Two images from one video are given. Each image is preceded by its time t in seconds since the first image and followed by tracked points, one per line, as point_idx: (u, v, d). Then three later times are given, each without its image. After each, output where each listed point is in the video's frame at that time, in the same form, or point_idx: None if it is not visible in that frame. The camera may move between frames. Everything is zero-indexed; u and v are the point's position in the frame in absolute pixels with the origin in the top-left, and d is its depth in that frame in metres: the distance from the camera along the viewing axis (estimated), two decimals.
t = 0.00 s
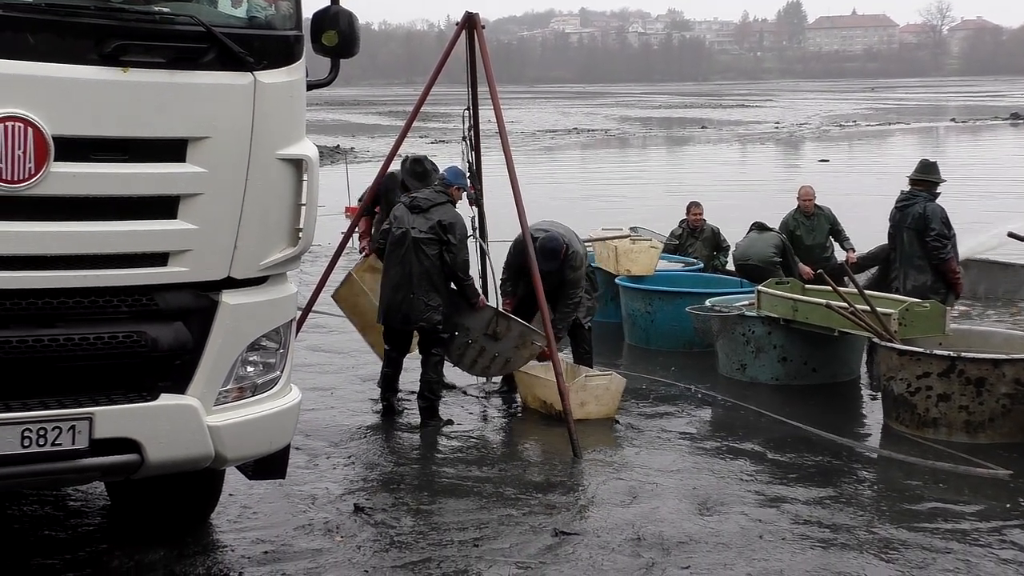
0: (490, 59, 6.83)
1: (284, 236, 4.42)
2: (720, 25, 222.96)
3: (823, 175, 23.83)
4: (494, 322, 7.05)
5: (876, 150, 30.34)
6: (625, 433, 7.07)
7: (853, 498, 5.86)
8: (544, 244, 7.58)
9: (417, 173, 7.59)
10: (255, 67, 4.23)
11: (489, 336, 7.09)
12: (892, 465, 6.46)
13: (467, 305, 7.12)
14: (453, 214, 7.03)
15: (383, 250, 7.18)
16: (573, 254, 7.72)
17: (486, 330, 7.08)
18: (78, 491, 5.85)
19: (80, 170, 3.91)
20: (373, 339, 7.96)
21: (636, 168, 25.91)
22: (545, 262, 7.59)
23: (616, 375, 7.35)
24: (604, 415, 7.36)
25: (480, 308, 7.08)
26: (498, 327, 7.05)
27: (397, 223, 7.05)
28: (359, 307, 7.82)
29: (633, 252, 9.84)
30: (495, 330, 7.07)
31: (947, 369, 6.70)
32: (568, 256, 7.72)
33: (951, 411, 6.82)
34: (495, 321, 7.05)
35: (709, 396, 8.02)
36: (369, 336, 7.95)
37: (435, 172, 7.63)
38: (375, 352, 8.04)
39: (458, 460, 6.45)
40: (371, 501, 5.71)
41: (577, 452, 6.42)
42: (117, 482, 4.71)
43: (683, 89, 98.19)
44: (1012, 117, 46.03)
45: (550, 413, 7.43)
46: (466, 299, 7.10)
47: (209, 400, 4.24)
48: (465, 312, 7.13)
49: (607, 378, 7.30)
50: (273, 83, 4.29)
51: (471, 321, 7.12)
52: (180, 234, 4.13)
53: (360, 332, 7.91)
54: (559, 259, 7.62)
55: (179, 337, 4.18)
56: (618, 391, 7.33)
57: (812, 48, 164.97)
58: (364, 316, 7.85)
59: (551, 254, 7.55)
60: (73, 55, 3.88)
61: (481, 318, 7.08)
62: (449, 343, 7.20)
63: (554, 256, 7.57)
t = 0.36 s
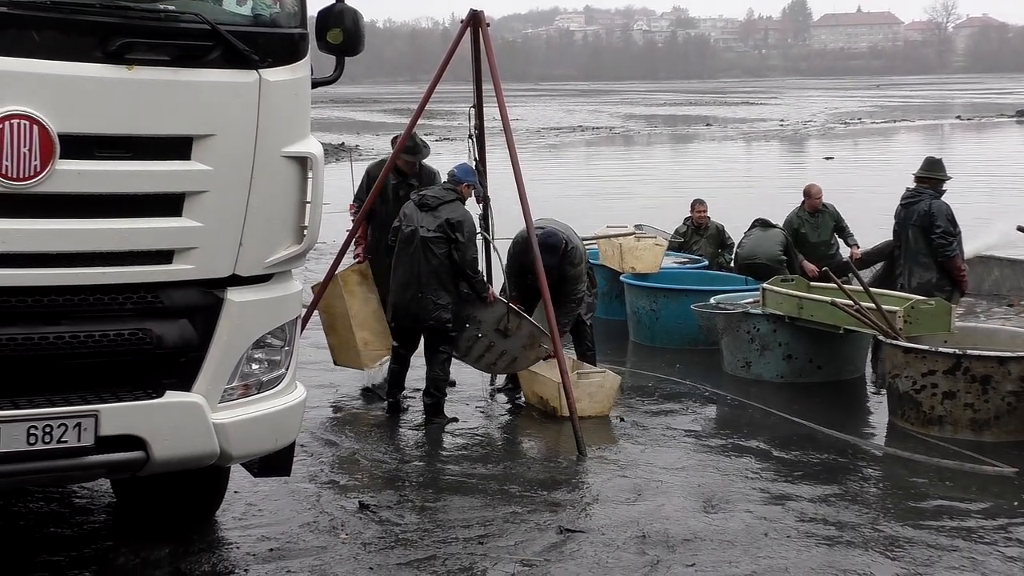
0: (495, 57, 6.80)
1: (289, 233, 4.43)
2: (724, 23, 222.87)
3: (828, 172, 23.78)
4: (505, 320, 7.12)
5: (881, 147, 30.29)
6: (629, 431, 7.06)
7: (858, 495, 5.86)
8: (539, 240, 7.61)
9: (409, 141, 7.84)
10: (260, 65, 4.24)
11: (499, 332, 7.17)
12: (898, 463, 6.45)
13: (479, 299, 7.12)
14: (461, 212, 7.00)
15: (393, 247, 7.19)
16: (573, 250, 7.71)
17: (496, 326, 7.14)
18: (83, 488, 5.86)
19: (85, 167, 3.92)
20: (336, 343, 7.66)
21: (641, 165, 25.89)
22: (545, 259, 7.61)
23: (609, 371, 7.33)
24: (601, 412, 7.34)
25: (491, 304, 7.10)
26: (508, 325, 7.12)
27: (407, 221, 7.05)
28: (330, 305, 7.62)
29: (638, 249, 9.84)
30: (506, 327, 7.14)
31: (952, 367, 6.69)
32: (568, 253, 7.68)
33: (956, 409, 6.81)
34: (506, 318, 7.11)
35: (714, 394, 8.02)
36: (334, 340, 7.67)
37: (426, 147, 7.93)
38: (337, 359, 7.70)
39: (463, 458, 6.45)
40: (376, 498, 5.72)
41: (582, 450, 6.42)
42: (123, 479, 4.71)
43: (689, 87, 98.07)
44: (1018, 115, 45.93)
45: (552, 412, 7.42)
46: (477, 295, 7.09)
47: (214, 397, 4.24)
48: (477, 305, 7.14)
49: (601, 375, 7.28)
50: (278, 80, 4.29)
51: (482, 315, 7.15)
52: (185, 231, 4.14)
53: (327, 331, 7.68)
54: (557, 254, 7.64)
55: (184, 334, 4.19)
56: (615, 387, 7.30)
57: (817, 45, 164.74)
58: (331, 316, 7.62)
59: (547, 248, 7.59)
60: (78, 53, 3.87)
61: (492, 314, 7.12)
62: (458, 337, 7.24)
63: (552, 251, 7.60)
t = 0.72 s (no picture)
0: (499, 56, 6.80)
1: (294, 233, 4.44)
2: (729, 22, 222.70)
3: (832, 171, 23.75)
4: (514, 319, 7.07)
5: (885, 147, 30.24)
6: (633, 430, 7.06)
7: (862, 495, 5.85)
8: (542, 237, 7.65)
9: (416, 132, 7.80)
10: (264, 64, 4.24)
11: (507, 330, 7.12)
12: (902, 462, 6.45)
13: (489, 296, 7.08)
14: (468, 212, 6.98)
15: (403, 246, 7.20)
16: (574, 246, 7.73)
17: (504, 324, 7.10)
18: (87, 487, 5.87)
19: (90, 167, 3.92)
20: (332, 338, 7.85)
21: (644, 164, 25.88)
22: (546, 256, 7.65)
23: (611, 371, 7.33)
24: (604, 412, 7.34)
25: (503, 302, 7.05)
26: (516, 324, 7.08)
27: (416, 219, 7.07)
28: (330, 304, 7.76)
29: (642, 248, 9.81)
30: (514, 326, 7.10)
31: (956, 367, 6.69)
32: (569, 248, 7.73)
33: (961, 408, 6.80)
34: (516, 317, 7.06)
35: (719, 394, 8.01)
36: (330, 335, 7.86)
37: (433, 134, 7.88)
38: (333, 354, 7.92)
39: (466, 457, 6.45)
40: (380, 497, 5.72)
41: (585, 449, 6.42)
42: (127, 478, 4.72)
43: (692, 86, 98.01)
44: (1022, 115, 45.86)
45: (555, 413, 7.42)
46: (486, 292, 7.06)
47: (218, 396, 4.25)
48: (488, 301, 7.09)
49: (604, 374, 7.27)
50: (283, 80, 4.29)
51: (492, 311, 7.10)
52: (190, 230, 4.14)
53: (323, 327, 7.84)
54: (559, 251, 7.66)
55: (188, 333, 4.19)
56: (617, 386, 7.30)
57: (821, 44, 164.58)
58: (331, 313, 7.78)
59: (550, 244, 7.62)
60: (83, 52, 3.88)
61: (502, 312, 7.07)
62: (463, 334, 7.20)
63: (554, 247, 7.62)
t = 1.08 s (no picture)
0: (503, 53, 6.79)
1: (296, 231, 4.44)
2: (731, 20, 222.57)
3: (836, 170, 23.72)
4: (512, 318, 7.08)
5: (888, 146, 30.19)
6: (635, 428, 7.07)
7: (864, 493, 5.86)
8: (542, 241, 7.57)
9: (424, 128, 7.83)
10: (267, 62, 4.24)
11: (504, 329, 7.13)
12: (905, 460, 6.44)
13: (492, 292, 7.10)
14: (468, 207, 7.00)
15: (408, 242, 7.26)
16: (576, 247, 7.68)
17: (502, 322, 7.12)
18: (90, 484, 5.88)
19: (93, 164, 3.92)
20: (356, 339, 7.84)
21: (647, 163, 25.87)
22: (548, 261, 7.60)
23: (614, 367, 7.33)
24: (608, 409, 7.34)
25: (505, 300, 7.08)
26: (514, 324, 7.09)
27: (416, 217, 7.13)
28: (356, 307, 7.75)
29: (643, 247, 9.83)
30: (511, 326, 7.11)
31: (959, 365, 6.69)
32: (569, 248, 7.68)
33: (963, 407, 6.80)
34: (514, 317, 7.08)
35: (721, 391, 8.01)
36: (353, 335, 7.85)
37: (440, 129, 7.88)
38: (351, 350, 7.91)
39: (469, 455, 6.45)
40: (382, 495, 5.72)
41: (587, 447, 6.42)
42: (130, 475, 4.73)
43: (694, 84, 97.97)
44: None
45: (559, 411, 7.42)
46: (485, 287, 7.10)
47: (221, 394, 4.25)
48: (490, 296, 7.11)
49: (607, 371, 7.27)
50: (286, 77, 4.29)
51: (493, 308, 7.11)
52: (192, 228, 4.15)
53: (347, 328, 7.81)
54: (561, 257, 7.60)
55: (191, 330, 4.20)
56: (621, 383, 7.30)
57: (823, 42, 164.48)
58: (357, 314, 7.77)
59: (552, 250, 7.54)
60: (86, 49, 3.88)
61: (501, 310, 7.09)
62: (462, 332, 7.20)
63: (556, 252, 7.55)
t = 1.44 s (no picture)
0: (504, 51, 6.77)
1: (298, 229, 4.44)
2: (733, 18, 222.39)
3: (837, 168, 23.71)
4: (515, 315, 7.00)
5: (890, 144, 30.15)
6: (637, 426, 7.06)
7: (866, 492, 5.85)
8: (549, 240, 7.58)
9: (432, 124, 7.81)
10: (269, 60, 4.24)
11: (509, 327, 7.05)
12: (906, 459, 6.44)
13: (492, 291, 7.07)
14: (460, 205, 6.99)
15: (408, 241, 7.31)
16: (583, 248, 7.69)
17: (506, 320, 7.03)
18: (92, 482, 5.88)
19: (95, 162, 3.92)
20: (359, 335, 7.82)
21: (649, 161, 25.85)
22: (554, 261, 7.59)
23: (619, 366, 7.31)
24: (612, 407, 7.33)
25: (507, 297, 7.01)
26: (517, 321, 7.00)
27: (415, 216, 7.15)
28: (360, 302, 7.74)
29: (645, 246, 9.83)
30: (515, 323, 7.02)
31: (961, 363, 6.68)
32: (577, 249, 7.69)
33: (964, 405, 6.80)
34: (517, 314, 6.99)
35: (723, 390, 8.01)
36: (357, 332, 7.82)
37: (451, 129, 7.82)
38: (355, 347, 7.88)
39: (470, 453, 6.45)
40: (384, 493, 5.73)
41: (589, 446, 6.42)
42: (132, 473, 4.73)
43: (696, 82, 97.92)
44: None
45: (562, 409, 7.41)
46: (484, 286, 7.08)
47: (223, 392, 4.25)
48: (490, 296, 7.08)
49: (612, 370, 7.25)
50: (288, 75, 4.30)
51: (496, 306, 7.05)
52: (194, 226, 4.15)
53: (351, 324, 7.78)
54: (568, 256, 7.60)
55: (193, 328, 4.20)
56: (626, 382, 7.28)
57: (825, 40, 164.41)
58: (361, 311, 7.76)
59: (557, 248, 7.55)
60: (88, 47, 3.88)
61: (504, 307, 7.02)
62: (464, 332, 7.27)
63: (561, 251, 7.55)
